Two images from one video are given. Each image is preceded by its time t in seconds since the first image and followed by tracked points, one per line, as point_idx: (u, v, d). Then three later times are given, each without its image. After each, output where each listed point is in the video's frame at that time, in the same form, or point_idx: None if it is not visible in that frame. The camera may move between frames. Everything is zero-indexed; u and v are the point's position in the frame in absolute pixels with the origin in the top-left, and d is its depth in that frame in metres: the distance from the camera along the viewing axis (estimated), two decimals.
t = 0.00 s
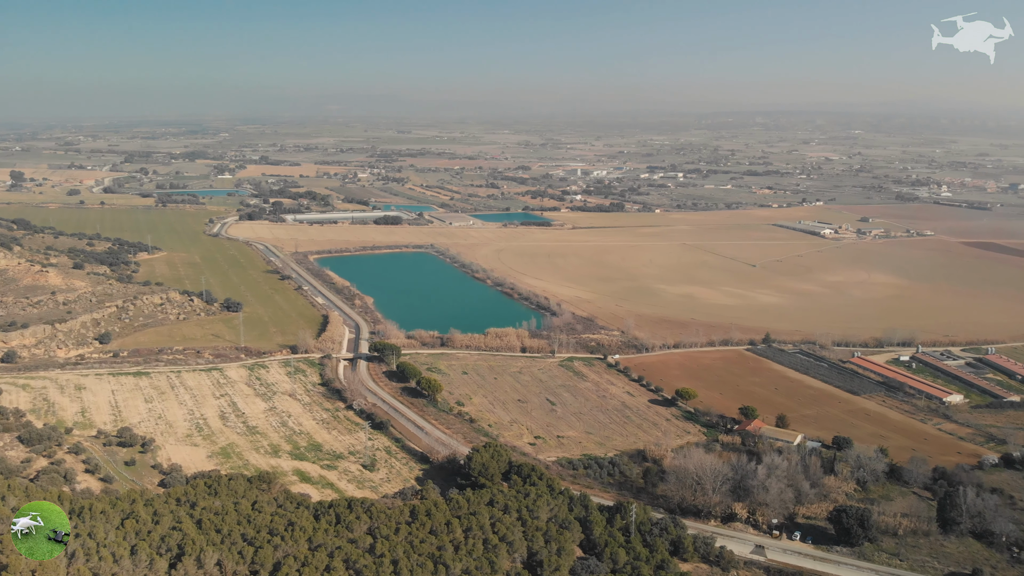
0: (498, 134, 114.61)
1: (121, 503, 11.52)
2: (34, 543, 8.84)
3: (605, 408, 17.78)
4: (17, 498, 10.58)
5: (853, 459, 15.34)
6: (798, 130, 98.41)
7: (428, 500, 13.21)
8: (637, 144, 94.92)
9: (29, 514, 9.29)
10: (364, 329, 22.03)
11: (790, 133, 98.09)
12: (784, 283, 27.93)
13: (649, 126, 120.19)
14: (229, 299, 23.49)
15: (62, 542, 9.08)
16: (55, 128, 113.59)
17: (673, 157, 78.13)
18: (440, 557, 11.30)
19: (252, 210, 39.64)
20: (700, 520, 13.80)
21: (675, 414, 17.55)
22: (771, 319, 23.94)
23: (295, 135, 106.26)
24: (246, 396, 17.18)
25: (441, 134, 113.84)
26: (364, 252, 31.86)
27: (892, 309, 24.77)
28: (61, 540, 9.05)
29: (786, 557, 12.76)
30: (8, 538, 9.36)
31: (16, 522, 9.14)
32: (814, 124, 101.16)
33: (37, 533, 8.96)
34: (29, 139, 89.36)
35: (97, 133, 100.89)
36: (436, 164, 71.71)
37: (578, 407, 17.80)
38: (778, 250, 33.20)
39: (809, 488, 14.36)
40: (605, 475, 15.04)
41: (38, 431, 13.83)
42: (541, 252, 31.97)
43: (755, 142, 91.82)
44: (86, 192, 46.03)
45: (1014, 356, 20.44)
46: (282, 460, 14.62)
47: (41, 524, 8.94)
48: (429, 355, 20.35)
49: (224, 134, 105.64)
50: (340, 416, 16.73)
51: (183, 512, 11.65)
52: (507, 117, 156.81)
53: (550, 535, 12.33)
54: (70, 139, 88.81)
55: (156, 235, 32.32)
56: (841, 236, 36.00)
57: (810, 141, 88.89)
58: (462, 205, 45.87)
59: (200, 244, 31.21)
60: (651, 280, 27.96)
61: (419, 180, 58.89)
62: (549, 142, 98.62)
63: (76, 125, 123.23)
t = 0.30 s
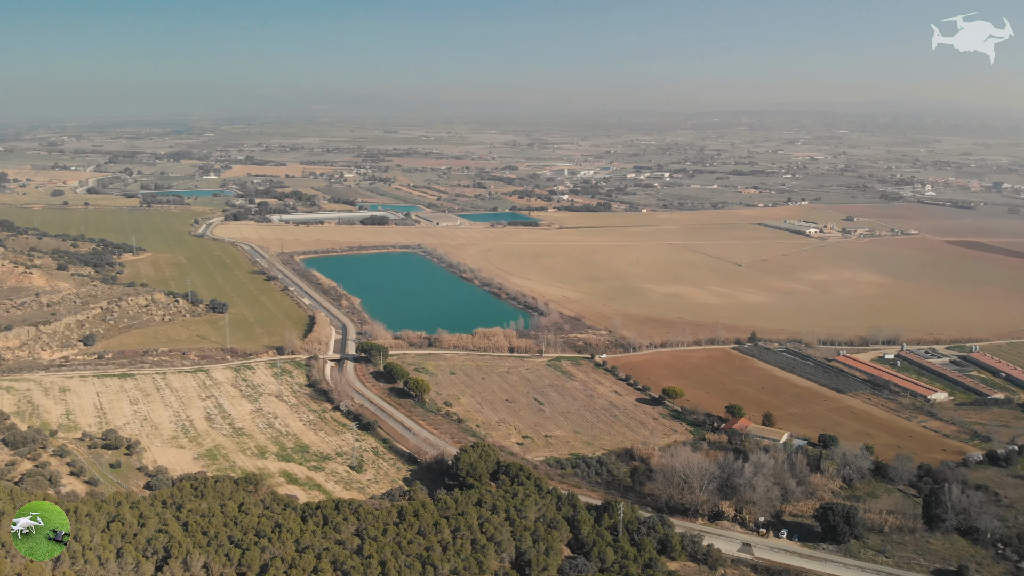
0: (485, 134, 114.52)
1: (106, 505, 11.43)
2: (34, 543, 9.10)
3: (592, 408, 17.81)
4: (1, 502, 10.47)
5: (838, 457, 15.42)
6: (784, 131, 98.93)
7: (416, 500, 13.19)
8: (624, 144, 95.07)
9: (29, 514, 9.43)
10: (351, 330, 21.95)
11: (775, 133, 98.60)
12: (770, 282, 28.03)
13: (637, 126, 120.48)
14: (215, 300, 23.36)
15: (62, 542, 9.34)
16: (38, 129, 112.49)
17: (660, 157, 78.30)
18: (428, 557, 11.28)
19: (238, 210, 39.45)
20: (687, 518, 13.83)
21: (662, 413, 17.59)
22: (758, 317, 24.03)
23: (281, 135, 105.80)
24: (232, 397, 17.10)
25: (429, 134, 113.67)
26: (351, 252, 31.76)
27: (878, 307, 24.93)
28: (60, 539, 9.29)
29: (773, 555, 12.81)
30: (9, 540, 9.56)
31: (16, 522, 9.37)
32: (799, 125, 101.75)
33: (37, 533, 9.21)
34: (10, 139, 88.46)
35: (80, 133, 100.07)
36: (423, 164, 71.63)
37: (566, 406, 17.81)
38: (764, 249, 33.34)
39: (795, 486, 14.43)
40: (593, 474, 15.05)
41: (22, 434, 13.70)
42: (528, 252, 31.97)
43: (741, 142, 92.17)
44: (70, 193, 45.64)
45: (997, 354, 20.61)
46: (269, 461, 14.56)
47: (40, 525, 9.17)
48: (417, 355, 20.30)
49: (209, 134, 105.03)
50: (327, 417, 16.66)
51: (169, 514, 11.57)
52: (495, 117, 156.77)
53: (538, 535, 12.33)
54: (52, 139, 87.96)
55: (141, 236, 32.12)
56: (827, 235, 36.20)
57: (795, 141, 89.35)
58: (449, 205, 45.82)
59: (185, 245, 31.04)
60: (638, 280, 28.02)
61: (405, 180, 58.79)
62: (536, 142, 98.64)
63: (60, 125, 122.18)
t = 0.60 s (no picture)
0: (473, 134, 114.46)
1: (91, 508, 11.33)
2: (35, 543, 9.11)
3: (580, 407, 17.82)
4: None
5: (824, 455, 15.49)
6: (769, 131, 99.42)
7: (403, 501, 13.16)
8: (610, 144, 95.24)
9: (29, 513, 9.47)
10: (338, 331, 21.88)
11: (761, 133, 99.07)
12: (757, 281, 28.15)
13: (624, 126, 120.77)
14: (201, 302, 23.22)
15: (62, 542, 9.38)
16: (21, 129, 111.43)
17: (646, 157, 78.48)
18: (416, 558, 11.26)
19: (223, 211, 39.22)
20: (675, 517, 13.87)
21: (649, 412, 17.63)
22: (745, 316, 24.13)
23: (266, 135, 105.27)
24: (218, 399, 17.01)
25: (417, 134, 113.49)
26: (338, 252, 31.67)
27: (862, 306, 25.09)
28: (60, 540, 9.34)
29: (760, 553, 12.85)
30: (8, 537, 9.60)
31: (15, 523, 9.37)
32: (784, 125, 102.30)
33: (37, 533, 9.22)
34: None
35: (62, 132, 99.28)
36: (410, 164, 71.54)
37: (553, 406, 17.82)
38: (750, 248, 33.48)
39: (782, 484, 14.49)
40: (580, 473, 15.05)
41: (5, 437, 13.57)
42: (515, 252, 31.98)
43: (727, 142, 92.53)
44: (53, 194, 45.27)
45: (980, 352, 20.78)
46: (256, 463, 14.49)
47: (41, 524, 9.19)
48: (404, 356, 20.25)
49: (195, 134, 104.48)
50: (314, 418, 16.60)
51: (155, 517, 11.48)
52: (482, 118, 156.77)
53: (526, 535, 12.32)
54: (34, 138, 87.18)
55: (125, 237, 31.91)
56: (812, 234, 36.39)
57: (780, 141, 89.81)
58: (436, 205, 45.76)
59: (170, 245, 30.86)
60: (625, 280, 28.07)
61: (392, 180, 58.66)
62: (523, 142, 98.64)
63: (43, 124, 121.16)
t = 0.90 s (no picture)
0: (461, 134, 114.33)
1: (75, 512, 11.22)
2: (34, 543, 8.98)
3: (567, 406, 17.83)
4: None
5: (810, 453, 15.56)
6: (755, 131, 99.85)
7: (391, 502, 13.12)
8: (597, 144, 95.37)
9: (29, 514, 9.40)
10: (324, 332, 21.81)
11: (747, 133, 99.48)
12: (743, 281, 28.25)
13: (611, 126, 120.99)
14: (186, 303, 23.09)
15: (62, 542, 9.21)
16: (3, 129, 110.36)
17: (632, 157, 78.64)
18: (403, 559, 11.24)
19: (208, 211, 39.01)
20: (662, 516, 13.90)
21: (636, 411, 17.67)
22: (732, 316, 24.21)
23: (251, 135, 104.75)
24: (204, 401, 16.91)
25: (405, 133, 113.25)
26: (324, 253, 31.57)
27: (847, 304, 25.23)
28: (60, 540, 9.16)
29: (747, 550, 12.91)
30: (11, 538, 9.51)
31: (18, 522, 9.26)
32: (770, 125, 102.78)
33: (37, 533, 9.07)
34: None
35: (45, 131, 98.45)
36: (397, 164, 71.40)
37: (541, 406, 17.83)
38: (736, 248, 33.60)
39: (768, 482, 14.55)
40: (568, 473, 15.06)
41: None
42: (501, 252, 31.97)
43: (713, 142, 92.86)
44: (35, 194, 44.89)
45: (964, 350, 20.94)
46: (242, 465, 14.42)
47: (40, 524, 9.04)
48: (391, 357, 20.21)
49: (180, 134, 103.97)
50: (300, 420, 16.53)
51: (140, 520, 11.40)
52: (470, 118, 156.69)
53: (513, 535, 12.31)
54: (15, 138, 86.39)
55: (109, 238, 31.68)
56: (797, 233, 36.56)
57: (766, 141, 90.22)
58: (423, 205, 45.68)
59: (155, 246, 30.67)
60: (612, 279, 28.12)
61: (378, 180, 58.51)
62: (510, 142, 98.66)
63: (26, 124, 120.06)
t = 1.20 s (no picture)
0: (448, 134, 114.17)
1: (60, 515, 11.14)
2: (34, 543, 9.54)
3: (554, 406, 17.85)
4: None
5: (796, 451, 15.65)
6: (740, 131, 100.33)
7: (378, 503, 13.09)
8: (583, 144, 95.48)
9: (30, 514, 10.02)
10: (310, 333, 21.73)
11: (733, 133, 99.95)
12: (729, 280, 28.38)
13: (597, 126, 121.23)
14: (170, 304, 22.94)
15: (61, 542, 9.77)
16: None
17: (617, 157, 78.78)
18: (391, 560, 11.21)
19: (193, 212, 38.75)
20: (648, 515, 13.93)
21: (623, 410, 17.70)
22: (718, 315, 24.32)
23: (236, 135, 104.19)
24: (188, 403, 16.82)
25: (392, 133, 112.96)
26: (309, 253, 31.45)
27: (832, 303, 25.40)
28: (59, 539, 9.74)
29: (733, 549, 12.96)
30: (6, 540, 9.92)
31: (17, 522, 9.89)
32: (755, 126, 103.36)
33: (36, 533, 9.66)
34: None
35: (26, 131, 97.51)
36: (383, 164, 71.25)
37: (528, 406, 17.84)
38: (721, 247, 33.75)
39: (754, 480, 14.62)
40: (555, 473, 15.07)
41: None
42: (487, 252, 31.97)
43: (699, 142, 93.18)
44: (17, 195, 44.46)
45: (947, 348, 21.12)
46: (227, 467, 14.35)
47: (41, 525, 9.64)
48: (378, 357, 20.16)
49: (164, 134, 103.30)
50: (286, 421, 16.46)
51: (125, 523, 11.32)
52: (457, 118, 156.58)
53: (501, 535, 12.31)
54: None
55: (92, 239, 31.45)
56: (781, 232, 36.75)
57: (750, 141, 90.68)
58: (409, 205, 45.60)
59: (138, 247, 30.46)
60: (599, 279, 28.18)
61: (364, 180, 58.35)
62: (496, 142, 98.58)
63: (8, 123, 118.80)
